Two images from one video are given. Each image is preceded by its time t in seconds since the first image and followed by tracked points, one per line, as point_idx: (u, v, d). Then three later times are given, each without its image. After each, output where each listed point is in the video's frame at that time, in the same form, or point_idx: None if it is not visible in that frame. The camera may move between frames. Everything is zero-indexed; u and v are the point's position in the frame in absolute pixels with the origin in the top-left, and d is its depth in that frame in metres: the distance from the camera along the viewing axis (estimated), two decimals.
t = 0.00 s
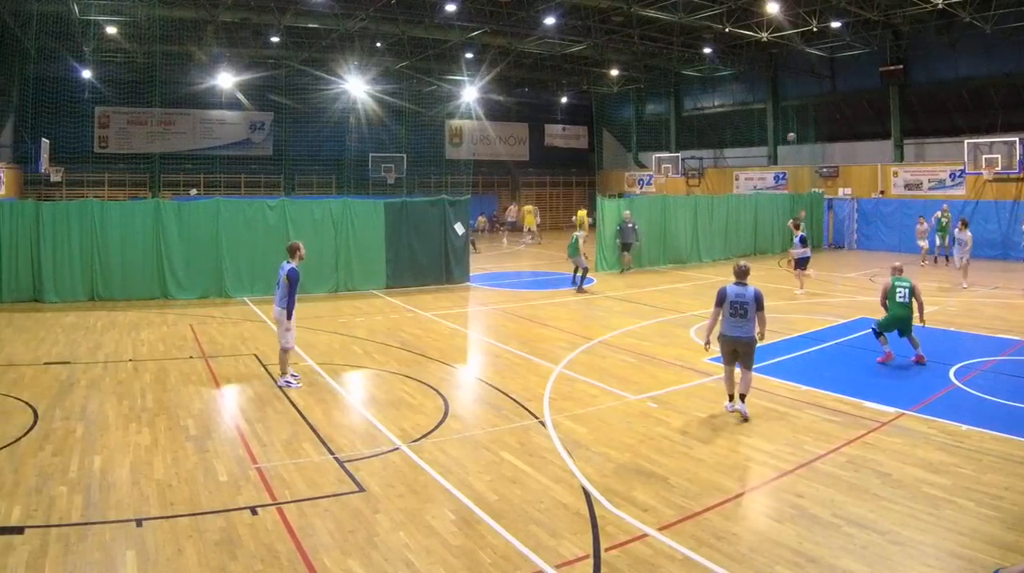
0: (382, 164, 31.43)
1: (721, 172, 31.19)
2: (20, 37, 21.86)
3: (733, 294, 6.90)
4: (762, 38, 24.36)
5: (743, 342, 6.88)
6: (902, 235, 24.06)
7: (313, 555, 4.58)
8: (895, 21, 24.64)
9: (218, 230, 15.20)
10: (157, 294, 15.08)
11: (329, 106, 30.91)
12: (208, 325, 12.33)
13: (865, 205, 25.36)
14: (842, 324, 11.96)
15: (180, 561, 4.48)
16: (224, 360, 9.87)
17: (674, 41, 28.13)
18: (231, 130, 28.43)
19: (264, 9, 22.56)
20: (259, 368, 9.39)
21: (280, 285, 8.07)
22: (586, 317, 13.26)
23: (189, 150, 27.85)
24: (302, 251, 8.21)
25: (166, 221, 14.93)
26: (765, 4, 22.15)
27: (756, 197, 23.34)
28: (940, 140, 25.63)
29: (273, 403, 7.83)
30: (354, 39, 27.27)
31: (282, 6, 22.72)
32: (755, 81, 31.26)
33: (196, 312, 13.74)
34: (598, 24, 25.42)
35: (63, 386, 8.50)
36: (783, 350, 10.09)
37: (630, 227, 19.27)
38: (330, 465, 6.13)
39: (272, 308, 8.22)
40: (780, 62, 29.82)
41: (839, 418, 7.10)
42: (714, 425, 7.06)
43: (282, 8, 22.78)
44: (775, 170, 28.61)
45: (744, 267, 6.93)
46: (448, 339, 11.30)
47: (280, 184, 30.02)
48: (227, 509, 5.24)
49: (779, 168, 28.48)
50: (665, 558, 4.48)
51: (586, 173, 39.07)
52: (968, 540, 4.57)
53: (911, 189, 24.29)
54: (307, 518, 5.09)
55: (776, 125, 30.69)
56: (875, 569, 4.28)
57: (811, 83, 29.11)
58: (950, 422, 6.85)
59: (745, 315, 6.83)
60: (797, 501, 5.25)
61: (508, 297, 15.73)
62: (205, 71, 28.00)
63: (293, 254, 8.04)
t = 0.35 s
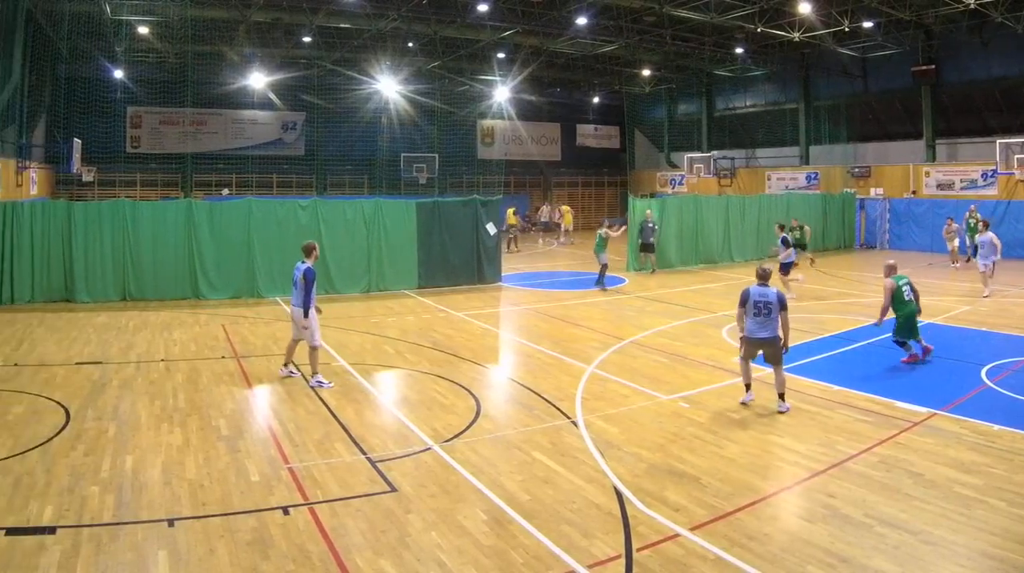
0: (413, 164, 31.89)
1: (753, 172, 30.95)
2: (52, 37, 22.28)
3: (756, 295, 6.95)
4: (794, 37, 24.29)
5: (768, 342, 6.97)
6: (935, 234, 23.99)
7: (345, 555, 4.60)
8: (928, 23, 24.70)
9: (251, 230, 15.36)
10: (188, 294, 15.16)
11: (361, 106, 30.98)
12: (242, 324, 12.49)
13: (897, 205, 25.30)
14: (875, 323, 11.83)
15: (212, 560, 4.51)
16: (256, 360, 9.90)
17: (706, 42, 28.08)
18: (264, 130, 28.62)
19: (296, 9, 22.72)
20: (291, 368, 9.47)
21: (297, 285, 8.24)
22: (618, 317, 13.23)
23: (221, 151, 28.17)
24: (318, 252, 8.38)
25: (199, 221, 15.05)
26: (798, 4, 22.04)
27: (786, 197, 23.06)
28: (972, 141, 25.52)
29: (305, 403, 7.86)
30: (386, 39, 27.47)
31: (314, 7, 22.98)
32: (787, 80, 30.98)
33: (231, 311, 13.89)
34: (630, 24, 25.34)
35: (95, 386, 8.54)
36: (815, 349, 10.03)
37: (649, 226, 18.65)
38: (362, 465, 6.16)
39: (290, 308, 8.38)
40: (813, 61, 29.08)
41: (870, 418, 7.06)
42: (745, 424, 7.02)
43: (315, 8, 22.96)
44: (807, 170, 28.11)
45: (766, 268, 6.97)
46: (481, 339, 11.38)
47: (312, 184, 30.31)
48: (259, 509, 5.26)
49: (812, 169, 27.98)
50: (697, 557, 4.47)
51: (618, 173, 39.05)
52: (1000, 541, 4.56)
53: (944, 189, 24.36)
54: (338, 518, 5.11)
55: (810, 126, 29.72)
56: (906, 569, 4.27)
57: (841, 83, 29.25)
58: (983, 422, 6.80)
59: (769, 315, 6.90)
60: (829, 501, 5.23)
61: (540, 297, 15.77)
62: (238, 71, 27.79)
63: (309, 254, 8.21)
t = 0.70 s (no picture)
0: (447, 164, 32.25)
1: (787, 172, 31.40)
2: (86, 37, 22.55)
3: (745, 287, 7.20)
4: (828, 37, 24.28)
5: (754, 333, 7.22)
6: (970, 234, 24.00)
7: (379, 556, 4.57)
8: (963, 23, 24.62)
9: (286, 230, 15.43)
10: (222, 294, 15.24)
11: (396, 106, 30.99)
12: (279, 324, 12.62)
13: (932, 205, 25.28)
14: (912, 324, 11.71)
15: (246, 560, 4.49)
16: (289, 360, 9.92)
17: (740, 41, 28.02)
18: (297, 130, 28.83)
19: (330, 9, 23.17)
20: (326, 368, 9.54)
21: (313, 281, 8.35)
22: (653, 317, 13.17)
23: (256, 150, 28.37)
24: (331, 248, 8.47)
25: (233, 221, 15.10)
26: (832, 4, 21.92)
27: (821, 197, 22.87)
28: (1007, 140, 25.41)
29: (339, 404, 7.87)
30: (421, 39, 27.74)
31: (348, 7, 23.29)
32: (822, 80, 30.79)
33: (268, 311, 14.05)
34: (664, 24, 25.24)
35: (129, 386, 8.51)
36: (851, 350, 9.98)
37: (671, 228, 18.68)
38: (397, 465, 6.16)
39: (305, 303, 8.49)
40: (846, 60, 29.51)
41: (905, 418, 7.04)
42: (780, 424, 6.97)
43: (349, 9, 23.35)
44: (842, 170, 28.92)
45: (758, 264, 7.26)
46: (515, 339, 11.44)
47: (345, 184, 30.41)
48: (293, 509, 5.24)
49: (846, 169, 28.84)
50: (730, 557, 4.47)
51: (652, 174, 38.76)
52: None
53: (977, 190, 24.58)
54: (373, 518, 5.10)
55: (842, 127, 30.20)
56: (940, 569, 4.26)
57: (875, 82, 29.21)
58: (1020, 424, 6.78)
59: (756, 307, 7.19)
60: (863, 501, 5.22)
61: (575, 297, 15.78)
62: (271, 71, 28.21)
63: (323, 250, 8.32)
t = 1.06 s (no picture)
0: (480, 164, 32.21)
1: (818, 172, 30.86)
2: (119, 37, 22.73)
3: (717, 297, 7.37)
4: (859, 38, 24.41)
5: (730, 339, 7.40)
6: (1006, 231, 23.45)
7: (411, 556, 4.62)
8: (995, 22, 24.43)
9: (317, 230, 15.55)
10: (254, 294, 15.34)
11: (428, 105, 31.28)
12: (313, 324, 12.81)
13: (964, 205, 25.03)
14: (946, 324, 11.61)
15: (278, 560, 4.53)
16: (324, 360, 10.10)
17: (772, 42, 28.03)
18: (330, 131, 28.92)
19: (362, 9, 23.34)
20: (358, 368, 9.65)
21: (329, 281, 8.50)
22: (684, 317, 13.12)
23: (288, 151, 28.39)
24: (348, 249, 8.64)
25: (264, 220, 15.20)
26: (864, 5, 22.00)
27: (855, 196, 22.84)
28: None
29: (372, 404, 7.96)
30: (453, 40, 27.99)
31: (380, 6, 23.45)
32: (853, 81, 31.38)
33: (302, 311, 14.24)
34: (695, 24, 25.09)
35: (161, 386, 8.60)
36: (884, 350, 9.91)
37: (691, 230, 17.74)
38: (429, 465, 6.22)
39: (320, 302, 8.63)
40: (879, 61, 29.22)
41: (937, 418, 7.03)
42: (812, 424, 6.96)
43: (380, 8, 23.53)
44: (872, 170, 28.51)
45: (727, 271, 7.36)
46: (547, 339, 11.48)
47: (377, 184, 30.50)
48: (325, 509, 5.29)
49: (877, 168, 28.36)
50: (762, 557, 4.46)
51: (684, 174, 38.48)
52: None
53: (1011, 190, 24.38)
54: (405, 519, 5.14)
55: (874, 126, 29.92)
56: (974, 569, 4.26)
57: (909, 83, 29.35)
58: None
59: (732, 314, 7.35)
60: (896, 501, 5.22)
61: (607, 297, 15.75)
62: (303, 70, 28.25)
63: (340, 252, 8.48)
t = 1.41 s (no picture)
0: (513, 164, 32.41)
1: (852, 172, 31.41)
2: (151, 37, 23.07)
3: (673, 283, 7.38)
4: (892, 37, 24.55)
5: (678, 328, 7.36)
6: None
7: (445, 555, 4.63)
8: None
9: (350, 230, 15.70)
10: (287, 293, 15.44)
11: (462, 105, 31.41)
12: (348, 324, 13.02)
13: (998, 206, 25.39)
14: (977, 324, 11.55)
15: (311, 561, 4.50)
16: (359, 359, 10.30)
17: (805, 41, 28.25)
18: (362, 130, 29.06)
19: (395, 9, 23.55)
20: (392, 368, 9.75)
21: (346, 279, 8.59)
22: (715, 316, 13.07)
23: (321, 150, 28.60)
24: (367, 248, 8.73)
25: (296, 220, 15.31)
26: (898, 5, 22.16)
27: (888, 197, 23.09)
28: None
29: (405, 404, 8.04)
30: (487, 40, 28.28)
31: (414, 6, 23.63)
32: (886, 81, 31.64)
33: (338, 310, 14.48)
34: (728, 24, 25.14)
35: (195, 386, 8.64)
36: (915, 350, 9.88)
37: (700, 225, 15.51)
38: (463, 465, 6.25)
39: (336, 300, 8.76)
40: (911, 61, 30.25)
41: (969, 418, 7.03)
42: (844, 424, 6.95)
43: (414, 8, 23.72)
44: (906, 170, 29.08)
45: (682, 258, 7.44)
46: (579, 339, 11.50)
47: (411, 184, 30.58)
48: (359, 509, 5.29)
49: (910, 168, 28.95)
50: (796, 557, 4.45)
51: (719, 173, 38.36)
52: None
53: None
54: (439, 520, 5.14)
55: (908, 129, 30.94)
56: (1008, 569, 4.25)
57: (943, 83, 29.82)
58: None
59: (683, 302, 7.32)
60: (929, 501, 5.22)
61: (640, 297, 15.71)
62: (337, 71, 28.58)
63: (359, 250, 8.58)
